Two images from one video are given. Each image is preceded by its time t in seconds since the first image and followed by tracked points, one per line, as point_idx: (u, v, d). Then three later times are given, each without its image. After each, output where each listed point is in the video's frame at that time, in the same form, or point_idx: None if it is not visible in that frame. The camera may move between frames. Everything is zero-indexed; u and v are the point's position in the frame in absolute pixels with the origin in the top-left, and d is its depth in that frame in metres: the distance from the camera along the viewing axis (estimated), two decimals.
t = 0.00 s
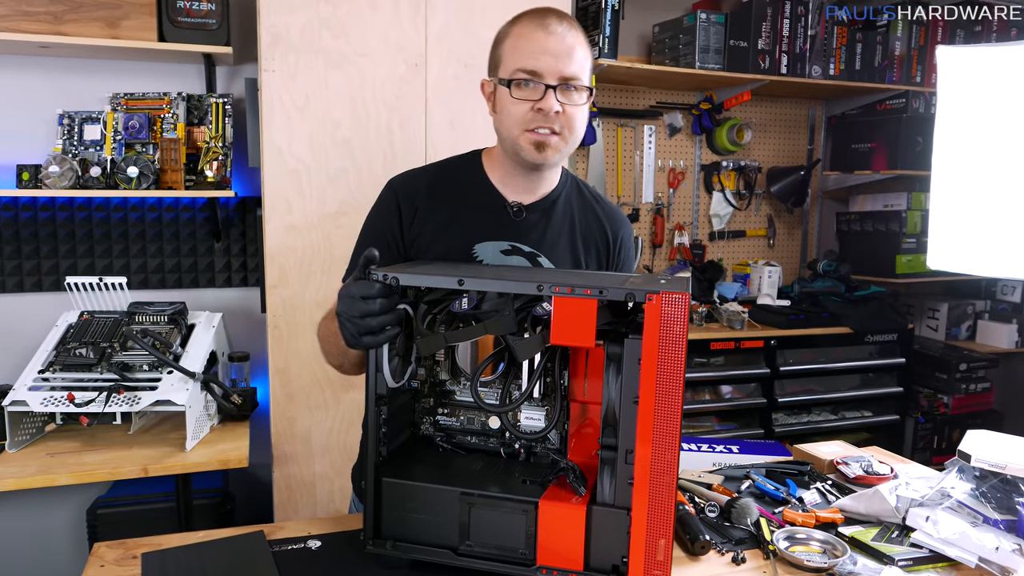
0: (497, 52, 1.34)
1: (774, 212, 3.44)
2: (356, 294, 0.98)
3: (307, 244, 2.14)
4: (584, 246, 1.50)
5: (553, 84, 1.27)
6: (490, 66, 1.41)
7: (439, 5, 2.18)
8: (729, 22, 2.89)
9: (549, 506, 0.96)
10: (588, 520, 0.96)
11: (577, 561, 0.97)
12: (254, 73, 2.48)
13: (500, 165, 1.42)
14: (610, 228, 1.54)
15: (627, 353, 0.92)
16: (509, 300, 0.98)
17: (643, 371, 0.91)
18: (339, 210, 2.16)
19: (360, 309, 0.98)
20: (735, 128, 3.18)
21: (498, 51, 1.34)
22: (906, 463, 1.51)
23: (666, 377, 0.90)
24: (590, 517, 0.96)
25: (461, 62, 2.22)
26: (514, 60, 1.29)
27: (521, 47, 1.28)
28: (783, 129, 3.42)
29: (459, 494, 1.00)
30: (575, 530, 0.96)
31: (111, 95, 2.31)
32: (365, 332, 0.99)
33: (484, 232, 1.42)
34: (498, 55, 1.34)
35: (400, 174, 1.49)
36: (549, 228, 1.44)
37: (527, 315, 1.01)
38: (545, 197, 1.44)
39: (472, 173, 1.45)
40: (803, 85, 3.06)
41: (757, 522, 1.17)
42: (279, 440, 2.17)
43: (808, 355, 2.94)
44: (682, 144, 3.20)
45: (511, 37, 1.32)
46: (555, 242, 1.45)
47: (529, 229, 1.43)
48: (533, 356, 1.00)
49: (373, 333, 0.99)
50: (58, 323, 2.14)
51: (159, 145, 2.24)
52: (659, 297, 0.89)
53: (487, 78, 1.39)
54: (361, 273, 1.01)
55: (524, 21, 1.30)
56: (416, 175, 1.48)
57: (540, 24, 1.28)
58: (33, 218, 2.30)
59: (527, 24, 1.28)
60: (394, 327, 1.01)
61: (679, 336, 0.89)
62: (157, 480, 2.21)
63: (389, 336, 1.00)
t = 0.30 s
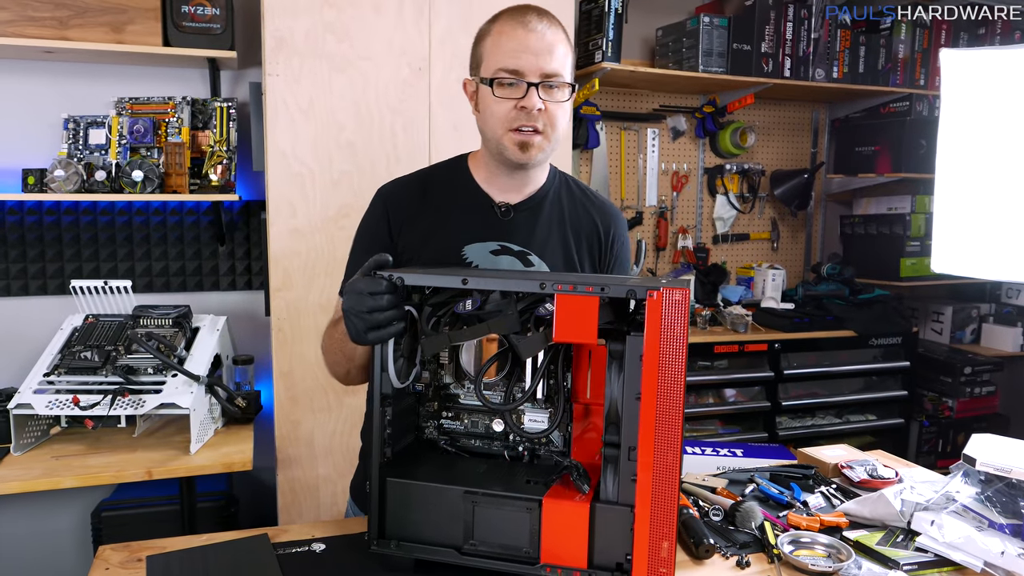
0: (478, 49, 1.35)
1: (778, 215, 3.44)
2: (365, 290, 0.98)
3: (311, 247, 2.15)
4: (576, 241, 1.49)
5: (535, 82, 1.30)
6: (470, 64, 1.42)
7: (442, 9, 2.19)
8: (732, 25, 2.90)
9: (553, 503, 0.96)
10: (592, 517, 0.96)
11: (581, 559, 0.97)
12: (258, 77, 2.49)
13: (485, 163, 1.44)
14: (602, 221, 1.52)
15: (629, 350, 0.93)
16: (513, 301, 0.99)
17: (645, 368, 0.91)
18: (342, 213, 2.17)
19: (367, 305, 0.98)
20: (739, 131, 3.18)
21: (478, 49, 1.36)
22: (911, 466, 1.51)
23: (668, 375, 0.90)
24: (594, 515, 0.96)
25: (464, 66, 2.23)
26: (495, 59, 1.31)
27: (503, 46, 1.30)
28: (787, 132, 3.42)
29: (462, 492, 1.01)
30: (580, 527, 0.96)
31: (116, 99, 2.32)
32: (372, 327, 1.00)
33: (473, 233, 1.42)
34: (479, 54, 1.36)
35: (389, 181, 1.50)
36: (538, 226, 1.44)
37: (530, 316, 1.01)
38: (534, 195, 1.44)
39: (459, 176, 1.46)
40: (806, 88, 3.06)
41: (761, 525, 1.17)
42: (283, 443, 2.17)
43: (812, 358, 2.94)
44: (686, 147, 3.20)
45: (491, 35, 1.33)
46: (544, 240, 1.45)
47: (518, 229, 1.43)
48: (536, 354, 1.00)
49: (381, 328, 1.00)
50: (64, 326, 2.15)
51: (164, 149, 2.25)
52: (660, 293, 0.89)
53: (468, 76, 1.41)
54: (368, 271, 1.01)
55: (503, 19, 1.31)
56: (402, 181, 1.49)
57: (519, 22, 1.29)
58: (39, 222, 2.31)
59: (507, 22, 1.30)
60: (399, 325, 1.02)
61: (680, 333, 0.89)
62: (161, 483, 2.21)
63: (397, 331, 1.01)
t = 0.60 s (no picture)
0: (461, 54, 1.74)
1: (782, 216, 3.44)
2: (367, 275, 0.99)
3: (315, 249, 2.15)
4: (540, 234, 1.79)
5: (516, 88, 1.70)
6: (446, 65, 1.81)
7: (447, 10, 2.18)
8: (736, 26, 2.91)
9: (557, 476, 1.00)
10: (593, 488, 1.01)
11: (585, 529, 1.01)
12: (263, 79, 2.50)
13: (455, 156, 1.76)
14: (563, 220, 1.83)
15: (621, 325, 1.00)
16: (503, 285, 1.06)
17: (639, 344, 0.96)
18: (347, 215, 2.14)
19: (369, 290, 0.99)
20: (742, 132, 3.18)
21: (462, 54, 1.75)
22: (916, 468, 1.50)
23: (659, 352, 0.96)
24: (596, 486, 1.01)
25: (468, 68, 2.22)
26: (481, 68, 1.71)
27: (491, 57, 1.70)
28: (791, 133, 3.41)
29: (463, 474, 1.02)
30: (584, 498, 1.00)
31: (121, 102, 2.33)
32: (372, 312, 1.00)
33: (447, 231, 1.72)
34: (463, 61, 1.75)
35: (361, 181, 1.80)
36: (504, 222, 1.75)
37: (521, 301, 1.07)
38: (502, 194, 1.74)
39: (430, 176, 1.78)
40: (810, 89, 3.06)
41: (766, 527, 1.17)
42: (287, 445, 2.17)
43: (817, 359, 2.93)
44: (690, 148, 3.20)
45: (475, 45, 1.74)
46: (510, 235, 1.75)
47: (487, 226, 1.74)
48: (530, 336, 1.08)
49: (381, 314, 1.01)
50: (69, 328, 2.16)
51: (169, 151, 2.26)
52: (651, 268, 0.95)
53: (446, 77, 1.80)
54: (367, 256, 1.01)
55: (487, 31, 1.74)
56: (374, 180, 1.80)
57: (503, 37, 1.72)
58: (44, 225, 2.32)
59: (491, 34, 1.72)
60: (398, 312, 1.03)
61: (672, 308, 0.95)
62: (166, 485, 2.22)
63: (398, 317, 1.02)
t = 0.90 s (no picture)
0: (419, 58, 1.73)
1: (786, 220, 3.43)
2: (375, 278, 0.96)
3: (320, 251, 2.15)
4: (494, 235, 1.74)
5: (478, 94, 1.70)
6: (405, 68, 1.78)
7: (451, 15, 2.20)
8: (740, 31, 2.86)
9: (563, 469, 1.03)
10: (595, 476, 1.05)
11: (587, 516, 1.05)
12: (268, 83, 2.51)
13: (418, 152, 1.70)
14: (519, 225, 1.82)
15: (614, 322, 1.05)
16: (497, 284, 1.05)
17: (632, 337, 1.04)
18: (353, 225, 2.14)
19: (381, 293, 0.96)
20: (746, 136, 3.18)
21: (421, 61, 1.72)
22: (921, 474, 1.49)
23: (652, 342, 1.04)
24: (597, 474, 1.05)
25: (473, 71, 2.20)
26: (438, 73, 1.68)
27: (451, 62, 1.68)
28: (796, 137, 3.41)
29: (468, 472, 1.03)
30: (588, 487, 1.05)
31: (127, 105, 2.34)
32: (386, 315, 0.98)
33: (412, 233, 1.63)
34: (423, 65, 1.72)
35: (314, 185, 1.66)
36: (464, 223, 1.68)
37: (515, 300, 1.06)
38: (458, 193, 1.69)
39: (387, 176, 1.70)
40: (815, 93, 3.06)
41: (770, 532, 1.17)
42: (290, 448, 2.17)
43: (820, 364, 2.93)
44: (694, 153, 3.20)
45: (431, 53, 1.72)
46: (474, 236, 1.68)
47: (450, 227, 1.66)
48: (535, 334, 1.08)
49: (392, 317, 0.99)
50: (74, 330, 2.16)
51: (174, 154, 2.27)
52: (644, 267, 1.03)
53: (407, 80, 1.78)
54: (369, 258, 0.97)
55: (444, 37, 1.73)
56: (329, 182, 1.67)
57: (459, 43, 1.71)
58: (50, 227, 2.34)
59: (449, 39, 1.71)
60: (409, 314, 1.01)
61: (664, 302, 1.04)
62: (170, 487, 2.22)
63: (409, 319, 1.00)
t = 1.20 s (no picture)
0: (405, 61, 1.34)
1: (790, 223, 3.43)
2: (420, 297, 0.94)
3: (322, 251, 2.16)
4: (475, 241, 1.54)
5: (467, 103, 1.33)
6: (383, 73, 1.40)
7: (455, 17, 2.20)
8: (745, 33, 2.89)
9: (591, 477, 1.08)
10: (616, 482, 1.10)
11: (608, 518, 1.10)
12: (272, 85, 2.51)
13: (399, 169, 1.41)
14: (493, 226, 1.59)
15: (633, 333, 1.09)
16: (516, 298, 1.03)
17: (648, 347, 1.09)
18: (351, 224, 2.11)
19: (427, 312, 0.94)
20: (751, 139, 3.18)
21: (403, 63, 1.34)
22: (926, 478, 1.49)
23: (667, 351, 1.10)
24: (617, 479, 1.10)
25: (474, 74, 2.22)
26: (426, 78, 1.32)
27: (440, 66, 1.31)
28: (800, 140, 3.41)
29: (501, 484, 1.05)
30: (609, 492, 1.09)
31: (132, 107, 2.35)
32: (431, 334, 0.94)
33: (398, 237, 1.39)
34: (406, 68, 1.34)
35: (304, 189, 1.37)
36: (449, 226, 1.47)
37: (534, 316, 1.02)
38: (439, 199, 1.46)
39: (367, 178, 1.41)
40: (820, 96, 3.06)
41: (775, 536, 1.16)
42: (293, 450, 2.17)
43: (824, 368, 2.90)
44: (698, 155, 3.20)
45: (419, 53, 1.33)
46: (457, 240, 1.48)
47: (435, 230, 1.44)
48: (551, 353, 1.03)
49: (437, 337, 0.96)
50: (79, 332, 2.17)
51: (179, 156, 2.27)
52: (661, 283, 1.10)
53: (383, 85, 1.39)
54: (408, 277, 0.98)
55: (434, 38, 1.33)
56: (320, 186, 1.37)
57: (451, 44, 1.33)
58: (55, 229, 2.34)
59: (439, 42, 1.32)
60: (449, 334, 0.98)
61: (678, 314, 1.10)
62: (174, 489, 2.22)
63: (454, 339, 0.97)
